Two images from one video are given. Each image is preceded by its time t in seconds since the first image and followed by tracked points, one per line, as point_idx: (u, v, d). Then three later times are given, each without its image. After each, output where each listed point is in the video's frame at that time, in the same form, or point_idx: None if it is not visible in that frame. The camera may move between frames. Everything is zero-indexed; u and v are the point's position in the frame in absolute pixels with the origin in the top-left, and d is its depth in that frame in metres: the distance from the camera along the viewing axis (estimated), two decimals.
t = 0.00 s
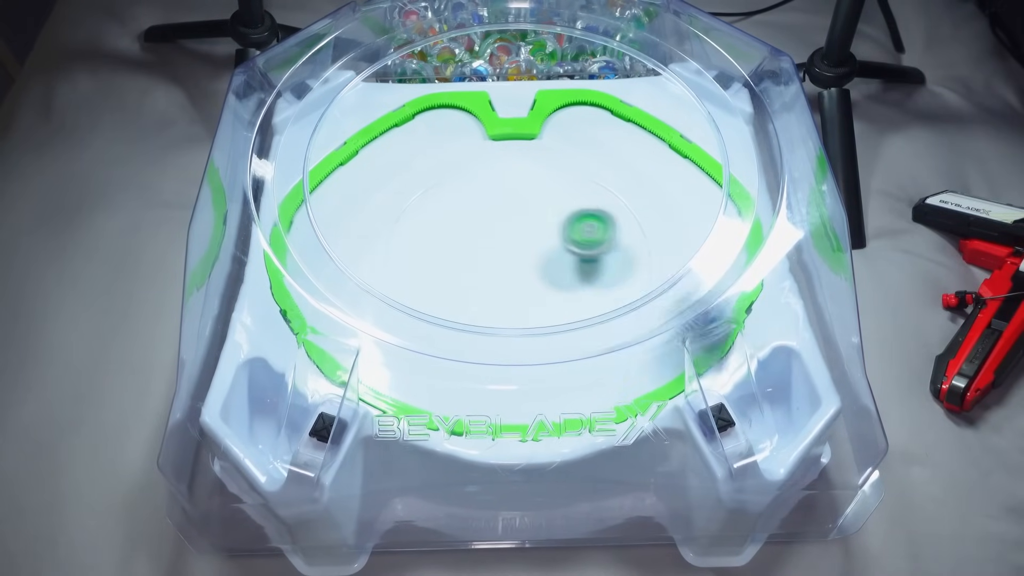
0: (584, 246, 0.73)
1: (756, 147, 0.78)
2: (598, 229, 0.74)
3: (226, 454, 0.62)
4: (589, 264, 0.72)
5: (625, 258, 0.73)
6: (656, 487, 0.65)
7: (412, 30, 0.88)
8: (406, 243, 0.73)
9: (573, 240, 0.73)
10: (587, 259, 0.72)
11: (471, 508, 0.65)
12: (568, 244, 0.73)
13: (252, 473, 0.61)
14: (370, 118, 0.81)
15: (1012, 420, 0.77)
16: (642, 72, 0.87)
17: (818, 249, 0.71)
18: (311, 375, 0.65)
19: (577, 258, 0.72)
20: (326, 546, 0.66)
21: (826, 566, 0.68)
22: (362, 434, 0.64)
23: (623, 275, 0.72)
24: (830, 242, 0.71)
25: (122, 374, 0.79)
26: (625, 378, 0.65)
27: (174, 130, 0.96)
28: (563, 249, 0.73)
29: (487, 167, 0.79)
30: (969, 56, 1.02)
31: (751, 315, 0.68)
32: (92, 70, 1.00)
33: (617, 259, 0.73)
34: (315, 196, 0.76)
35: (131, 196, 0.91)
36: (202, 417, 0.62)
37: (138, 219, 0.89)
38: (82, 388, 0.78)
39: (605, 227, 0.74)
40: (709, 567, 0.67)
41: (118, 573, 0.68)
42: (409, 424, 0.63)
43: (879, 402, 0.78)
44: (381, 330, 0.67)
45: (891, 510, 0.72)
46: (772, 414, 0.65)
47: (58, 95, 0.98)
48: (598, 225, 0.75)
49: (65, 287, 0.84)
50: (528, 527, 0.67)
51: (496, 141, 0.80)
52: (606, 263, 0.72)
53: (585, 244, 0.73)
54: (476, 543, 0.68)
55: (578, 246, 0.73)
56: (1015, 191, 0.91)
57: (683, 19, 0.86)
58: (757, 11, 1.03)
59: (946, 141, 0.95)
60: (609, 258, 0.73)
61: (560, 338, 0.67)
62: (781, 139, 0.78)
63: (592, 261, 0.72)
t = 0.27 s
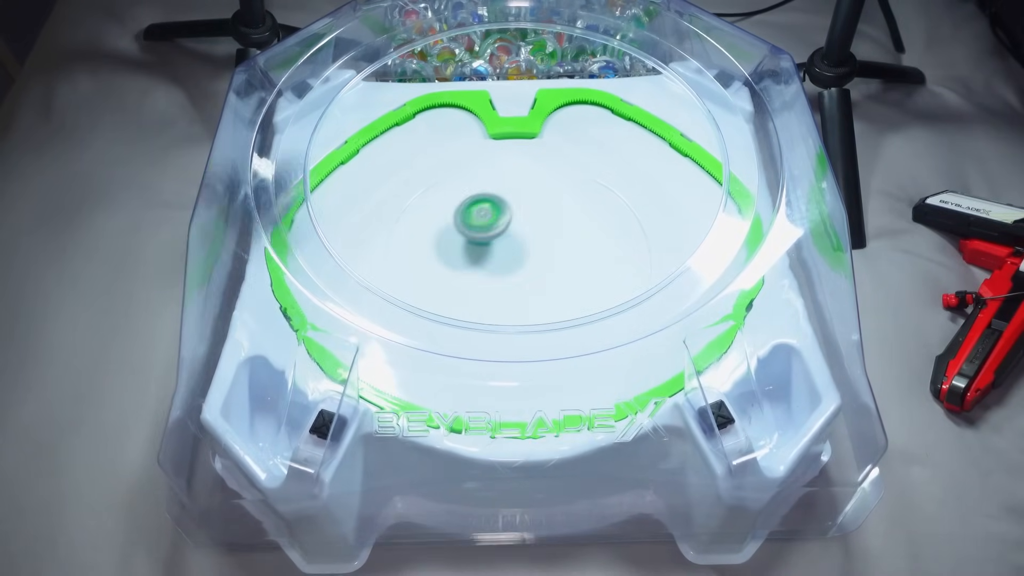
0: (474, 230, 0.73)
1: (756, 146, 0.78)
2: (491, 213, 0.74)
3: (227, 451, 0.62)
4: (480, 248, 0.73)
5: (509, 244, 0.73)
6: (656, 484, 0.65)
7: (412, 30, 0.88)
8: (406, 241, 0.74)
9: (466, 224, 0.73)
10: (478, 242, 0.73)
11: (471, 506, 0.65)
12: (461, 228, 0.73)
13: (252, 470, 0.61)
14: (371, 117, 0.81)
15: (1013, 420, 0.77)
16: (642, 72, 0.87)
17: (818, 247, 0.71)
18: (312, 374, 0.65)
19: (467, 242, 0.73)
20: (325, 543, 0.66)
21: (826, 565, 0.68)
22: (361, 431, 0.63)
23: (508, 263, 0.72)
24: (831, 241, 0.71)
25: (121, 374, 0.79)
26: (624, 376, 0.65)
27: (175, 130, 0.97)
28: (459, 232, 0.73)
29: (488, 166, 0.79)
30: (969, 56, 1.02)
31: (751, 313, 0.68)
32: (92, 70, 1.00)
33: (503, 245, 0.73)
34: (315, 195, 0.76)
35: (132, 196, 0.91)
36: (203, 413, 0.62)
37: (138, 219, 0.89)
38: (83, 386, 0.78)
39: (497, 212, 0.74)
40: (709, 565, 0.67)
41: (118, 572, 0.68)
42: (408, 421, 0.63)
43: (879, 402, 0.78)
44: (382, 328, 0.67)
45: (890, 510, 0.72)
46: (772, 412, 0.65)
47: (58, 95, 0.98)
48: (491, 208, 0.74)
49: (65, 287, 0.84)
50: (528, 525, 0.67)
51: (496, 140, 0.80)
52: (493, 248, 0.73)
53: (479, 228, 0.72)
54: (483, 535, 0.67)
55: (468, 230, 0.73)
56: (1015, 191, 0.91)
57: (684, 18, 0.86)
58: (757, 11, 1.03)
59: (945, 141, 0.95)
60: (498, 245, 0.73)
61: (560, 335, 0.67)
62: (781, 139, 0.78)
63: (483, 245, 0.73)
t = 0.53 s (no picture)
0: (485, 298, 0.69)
1: (757, 147, 0.78)
2: (501, 280, 0.71)
3: (231, 462, 0.61)
4: (489, 318, 0.69)
5: (521, 313, 0.69)
6: (663, 490, 0.65)
7: (413, 31, 0.87)
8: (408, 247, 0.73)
9: (473, 292, 0.70)
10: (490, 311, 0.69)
11: (478, 513, 0.65)
12: (467, 295, 0.70)
13: (258, 481, 0.61)
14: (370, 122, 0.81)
15: (1012, 420, 0.77)
16: (642, 73, 0.87)
17: (821, 248, 0.71)
18: (316, 382, 0.64)
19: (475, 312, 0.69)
20: (330, 553, 0.65)
21: (831, 566, 0.68)
22: (367, 441, 0.63)
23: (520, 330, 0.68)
24: (834, 241, 0.71)
25: (123, 375, 0.78)
26: (630, 380, 0.65)
27: (175, 130, 0.96)
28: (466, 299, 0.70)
29: (488, 168, 0.79)
30: (969, 56, 1.02)
31: (756, 317, 0.67)
32: (93, 70, 0.99)
33: (514, 314, 0.69)
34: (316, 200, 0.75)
35: (132, 196, 0.90)
36: (206, 426, 0.61)
37: (138, 220, 0.88)
38: (81, 392, 0.77)
39: (507, 280, 0.71)
40: (717, 569, 0.67)
41: None
42: (416, 431, 0.62)
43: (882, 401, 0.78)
44: (386, 336, 0.67)
45: (893, 510, 0.72)
46: (779, 416, 0.65)
47: (58, 95, 0.97)
48: (500, 276, 0.71)
49: (66, 289, 0.83)
50: (532, 533, 0.66)
51: (496, 143, 0.80)
52: (504, 318, 0.69)
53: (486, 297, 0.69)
54: (476, 548, 0.67)
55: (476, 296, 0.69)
56: (1014, 191, 0.91)
57: (683, 19, 0.86)
58: (757, 11, 1.03)
59: (945, 141, 0.95)
60: (510, 314, 0.69)
61: (565, 343, 0.67)
62: (783, 140, 0.78)
63: (492, 313, 0.69)
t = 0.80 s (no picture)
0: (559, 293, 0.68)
1: (758, 147, 0.78)
2: (574, 274, 0.69)
3: (231, 462, 0.61)
4: (566, 311, 0.69)
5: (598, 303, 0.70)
6: (663, 490, 0.65)
7: (412, 31, 0.87)
8: (408, 247, 0.73)
9: (547, 285, 0.68)
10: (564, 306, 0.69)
11: (477, 513, 0.65)
12: (541, 288, 0.68)
13: (257, 481, 0.61)
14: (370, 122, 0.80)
15: (1012, 421, 0.77)
16: (642, 73, 0.87)
17: (821, 249, 0.71)
18: (316, 381, 0.64)
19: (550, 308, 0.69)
20: (330, 553, 0.65)
21: (831, 566, 0.68)
22: (367, 440, 0.63)
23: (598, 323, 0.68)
24: (834, 241, 0.71)
25: (123, 375, 0.78)
26: (631, 379, 0.65)
27: (175, 130, 0.96)
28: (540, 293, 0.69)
29: (488, 168, 0.79)
30: (969, 56, 1.03)
31: (756, 317, 0.67)
32: (93, 70, 0.99)
33: (590, 306, 0.69)
34: (316, 200, 0.75)
35: (131, 196, 0.90)
36: (207, 425, 0.61)
37: (138, 220, 0.88)
38: (81, 392, 0.77)
39: (582, 275, 0.69)
40: (716, 569, 0.67)
41: None
42: (416, 431, 0.62)
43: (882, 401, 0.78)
44: (387, 336, 0.67)
45: (893, 510, 0.72)
46: (780, 415, 0.65)
47: (58, 95, 0.97)
48: (573, 270, 0.69)
49: (66, 289, 0.83)
50: (532, 533, 0.66)
51: (496, 143, 0.80)
52: (580, 310, 0.69)
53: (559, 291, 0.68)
54: (475, 548, 0.67)
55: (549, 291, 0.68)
56: (1014, 191, 0.91)
57: (683, 19, 0.86)
58: (757, 12, 1.03)
59: (945, 141, 0.95)
60: (586, 305, 0.69)
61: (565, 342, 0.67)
62: (783, 140, 0.78)
63: (569, 308, 0.69)
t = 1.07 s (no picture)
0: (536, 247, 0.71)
1: (757, 148, 0.78)
2: (552, 229, 0.72)
3: (231, 461, 0.61)
4: (542, 265, 0.72)
5: (575, 260, 0.72)
6: (663, 490, 0.65)
7: (412, 31, 0.87)
8: (408, 246, 0.73)
9: (525, 239, 0.72)
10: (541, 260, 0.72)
11: (477, 513, 0.65)
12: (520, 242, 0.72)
13: (257, 480, 0.61)
14: (370, 122, 0.81)
15: (1012, 421, 0.77)
16: (642, 73, 0.87)
17: (821, 249, 0.71)
18: (316, 381, 0.64)
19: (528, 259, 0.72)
20: (330, 553, 0.65)
21: (831, 566, 0.68)
22: (367, 440, 0.63)
23: (574, 278, 0.71)
24: (834, 241, 0.71)
25: (123, 374, 0.78)
26: (631, 378, 0.65)
27: (175, 130, 0.96)
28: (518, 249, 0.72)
29: (488, 168, 0.79)
30: (969, 56, 1.03)
31: (756, 317, 0.67)
32: (92, 70, 0.99)
33: (566, 261, 0.72)
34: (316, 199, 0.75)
35: (131, 197, 0.90)
36: (206, 424, 0.61)
37: (138, 220, 0.88)
38: (81, 392, 0.77)
39: (559, 231, 0.72)
40: (716, 568, 0.67)
41: None
42: (416, 430, 0.62)
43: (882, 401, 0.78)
44: (387, 335, 0.67)
45: (893, 510, 0.72)
46: (779, 415, 0.65)
47: (58, 95, 0.97)
48: (554, 227, 0.72)
49: (66, 289, 0.83)
50: (532, 533, 0.66)
51: (496, 143, 0.80)
52: (556, 265, 0.72)
53: (540, 245, 0.71)
54: (475, 548, 0.67)
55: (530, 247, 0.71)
56: (1014, 191, 0.91)
57: (683, 19, 0.86)
58: (757, 12, 1.03)
59: (945, 141, 0.95)
60: (562, 261, 0.72)
61: (565, 342, 0.67)
62: (783, 140, 0.78)
63: (546, 262, 0.72)
